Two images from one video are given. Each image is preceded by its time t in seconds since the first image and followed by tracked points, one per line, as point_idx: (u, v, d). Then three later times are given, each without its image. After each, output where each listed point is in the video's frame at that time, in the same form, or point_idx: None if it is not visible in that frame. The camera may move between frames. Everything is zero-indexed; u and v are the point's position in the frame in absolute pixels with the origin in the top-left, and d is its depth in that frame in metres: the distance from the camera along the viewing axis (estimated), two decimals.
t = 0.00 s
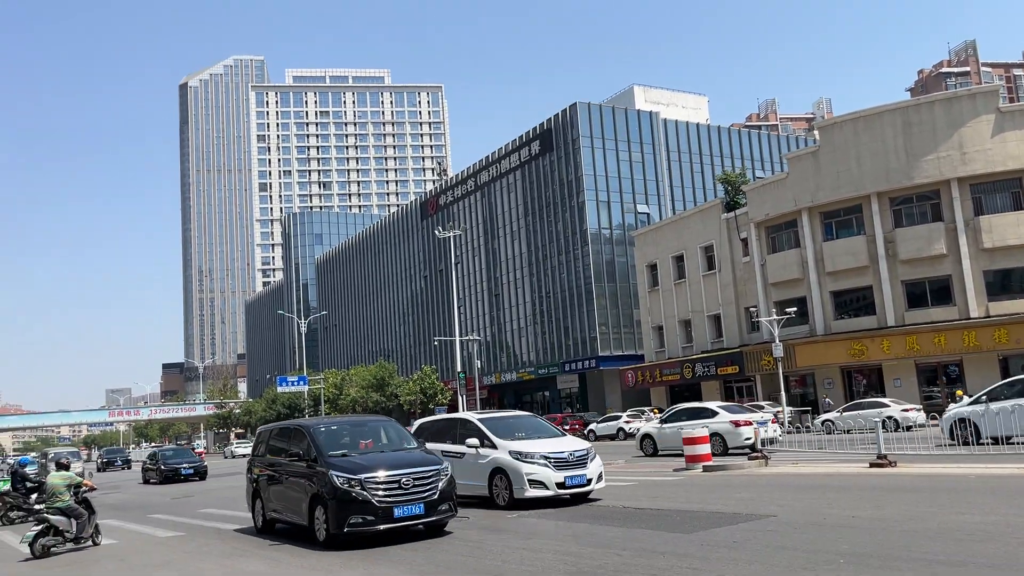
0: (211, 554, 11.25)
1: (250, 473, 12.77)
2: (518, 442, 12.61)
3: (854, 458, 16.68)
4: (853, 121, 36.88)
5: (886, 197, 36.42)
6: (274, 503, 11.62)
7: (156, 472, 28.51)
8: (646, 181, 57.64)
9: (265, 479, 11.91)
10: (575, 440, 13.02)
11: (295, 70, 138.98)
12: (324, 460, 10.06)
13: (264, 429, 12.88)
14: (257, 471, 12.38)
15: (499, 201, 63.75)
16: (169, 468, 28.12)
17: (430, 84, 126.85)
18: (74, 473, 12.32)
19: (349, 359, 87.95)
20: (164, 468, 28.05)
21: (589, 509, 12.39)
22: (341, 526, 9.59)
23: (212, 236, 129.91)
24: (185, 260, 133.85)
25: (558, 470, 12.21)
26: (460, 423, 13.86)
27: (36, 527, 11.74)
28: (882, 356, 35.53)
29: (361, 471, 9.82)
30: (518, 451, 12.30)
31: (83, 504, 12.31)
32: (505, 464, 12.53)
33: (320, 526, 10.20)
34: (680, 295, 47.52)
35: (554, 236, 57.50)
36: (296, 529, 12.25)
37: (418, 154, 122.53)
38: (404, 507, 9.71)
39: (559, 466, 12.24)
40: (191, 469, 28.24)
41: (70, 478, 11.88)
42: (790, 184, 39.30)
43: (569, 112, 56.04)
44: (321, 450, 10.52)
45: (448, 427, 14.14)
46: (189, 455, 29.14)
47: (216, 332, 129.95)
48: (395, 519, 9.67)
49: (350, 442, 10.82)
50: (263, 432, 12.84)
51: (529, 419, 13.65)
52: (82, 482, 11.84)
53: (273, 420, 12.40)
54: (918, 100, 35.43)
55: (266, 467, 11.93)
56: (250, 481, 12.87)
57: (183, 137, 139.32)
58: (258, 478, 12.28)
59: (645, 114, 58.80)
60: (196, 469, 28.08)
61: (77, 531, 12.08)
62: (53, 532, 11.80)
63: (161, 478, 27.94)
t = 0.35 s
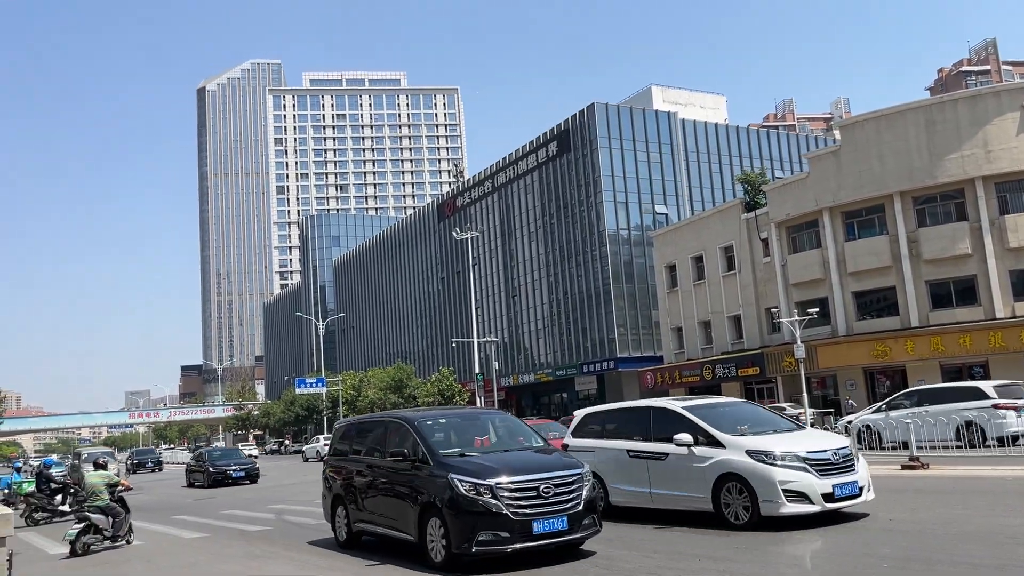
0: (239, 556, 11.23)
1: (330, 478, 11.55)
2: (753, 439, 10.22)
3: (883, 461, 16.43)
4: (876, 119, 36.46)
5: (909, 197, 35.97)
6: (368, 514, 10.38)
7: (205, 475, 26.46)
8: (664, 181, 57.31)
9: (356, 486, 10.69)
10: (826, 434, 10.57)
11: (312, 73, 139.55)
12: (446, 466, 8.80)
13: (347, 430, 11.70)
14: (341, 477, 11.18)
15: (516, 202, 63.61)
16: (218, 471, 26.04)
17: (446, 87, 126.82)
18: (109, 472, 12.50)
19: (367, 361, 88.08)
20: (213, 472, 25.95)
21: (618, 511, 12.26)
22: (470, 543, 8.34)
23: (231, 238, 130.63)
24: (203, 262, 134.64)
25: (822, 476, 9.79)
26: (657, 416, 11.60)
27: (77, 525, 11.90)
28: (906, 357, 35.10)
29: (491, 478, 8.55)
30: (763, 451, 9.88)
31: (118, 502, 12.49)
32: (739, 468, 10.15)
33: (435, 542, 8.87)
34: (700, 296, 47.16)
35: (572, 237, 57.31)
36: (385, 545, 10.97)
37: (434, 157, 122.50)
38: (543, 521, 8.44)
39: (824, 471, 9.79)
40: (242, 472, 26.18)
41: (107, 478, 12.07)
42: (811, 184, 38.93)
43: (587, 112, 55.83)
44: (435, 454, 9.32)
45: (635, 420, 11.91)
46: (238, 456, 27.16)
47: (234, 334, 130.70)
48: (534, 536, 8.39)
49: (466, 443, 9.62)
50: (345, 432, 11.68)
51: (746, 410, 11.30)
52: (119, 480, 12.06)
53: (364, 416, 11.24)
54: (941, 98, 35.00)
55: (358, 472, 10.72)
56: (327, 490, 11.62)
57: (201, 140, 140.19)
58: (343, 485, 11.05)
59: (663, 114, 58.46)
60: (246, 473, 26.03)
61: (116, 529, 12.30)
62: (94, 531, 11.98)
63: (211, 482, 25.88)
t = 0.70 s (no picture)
0: (260, 557, 11.25)
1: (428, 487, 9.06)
2: None
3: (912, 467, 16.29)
4: (893, 121, 36.15)
5: (928, 199, 35.63)
6: (494, 536, 7.86)
7: (255, 476, 23.24)
8: (679, 183, 57.14)
9: (472, 496, 8.17)
10: None
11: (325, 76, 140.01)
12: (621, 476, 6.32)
13: (447, 426, 9.18)
14: (446, 487, 8.65)
15: (529, 204, 63.48)
16: (268, 472, 22.85)
17: (458, 89, 126.74)
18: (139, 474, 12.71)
19: (380, 362, 88.25)
20: (263, 473, 22.77)
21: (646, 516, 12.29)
22: None
23: (243, 240, 131.05)
24: (215, 264, 135.15)
25: None
26: (951, 399, 8.38)
27: (109, 524, 12.07)
28: (924, 360, 34.69)
29: (692, 490, 5.97)
30: None
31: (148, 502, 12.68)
32: None
33: (615, 573, 6.31)
34: (715, 298, 46.95)
35: (585, 239, 57.14)
36: (508, 568, 8.57)
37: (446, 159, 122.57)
38: (769, 548, 5.92)
39: None
40: (295, 472, 23.02)
41: (138, 477, 12.28)
42: (827, 186, 38.65)
43: (601, 114, 55.66)
44: (599, 455, 6.74)
45: (893, 414, 8.86)
46: (287, 454, 24.01)
47: (247, 336, 131.12)
48: (757, 570, 5.88)
49: (630, 440, 6.99)
50: (445, 429, 9.17)
51: None
52: (151, 481, 12.26)
53: (472, 408, 8.70)
54: (960, 100, 34.69)
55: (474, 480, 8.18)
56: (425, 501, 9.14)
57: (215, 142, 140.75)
58: (452, 495, 8.51)
59: (677, 116, 58.27)
60: (299, 473, 22.92)
61: (146, 529, 12.46)
62: (126, 529, 12.17)
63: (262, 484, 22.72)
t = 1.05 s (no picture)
0: (264, 559, 11.05)
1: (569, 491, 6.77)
2: None
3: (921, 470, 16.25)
4: (902, 123, 35.91)
5: (936, 202, 35.40)
6: (688, 566, 5.60)
7: (302, 478, 20.81)
8: (685, 186, 57.03)
9: (650, 509, 5.92)
10: None
11: (330, 77, 140.17)
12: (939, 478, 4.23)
13: (594, 415, 6.92)
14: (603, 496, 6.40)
15: (535, 206, 63.39)
16: (320, 475, 20.48)
17: (463, 91, 126.72)
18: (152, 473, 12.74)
19: (384, 363, 88.22)
20: (315, 475, 20.37)
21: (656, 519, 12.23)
22: None
23: (248, 241, 131.05)
24: (220, 265, 135.31)
25: None
26: None
27: (124, 522, 12.13)
28: (931, 365, 34.50)
29: None
30: None
31: (161, 503, 12.75)
32: None
33: None
34: (721, 300, 46.79)
35: (591, 241, 57.04)
36: None
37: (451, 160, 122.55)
38: None
39: None
40: (349, 472, 20.70)
41: (150, 475, 12.37)
42: (834, 188, 38.46)
43: (607, 116, 55.56)
44: (881, 448, 4.59)
45: None
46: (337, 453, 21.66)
47: (251, 336, 131.22)
48: None
49: (902, 429, 4.85)
50: (592, 418, 6.93)
51: None
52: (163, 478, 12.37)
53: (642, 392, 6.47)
54: (970, 103, 34.49)
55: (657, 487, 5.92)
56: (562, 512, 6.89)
57: (221, 143, 140.91)
58: (614, 508, 6.25)
59: (683, 118, 58.17)
60: (356, 472, 20.57)
61: (161, 526, 12.47)
62: (140, 527, 12.18)
63: (313, 487, 20.37)
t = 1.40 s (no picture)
0: (255, 560, 10.91)
1: (813, 513, 4.65)
2: None
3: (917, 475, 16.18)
4: (898, 128, 35.89)
5: (932, 206, 35.37)
6: None
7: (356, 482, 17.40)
8: (681, 189, 56.94)
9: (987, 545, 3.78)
10: None
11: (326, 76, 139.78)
12: None
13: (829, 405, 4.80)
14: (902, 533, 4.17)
15: (531, 207, 63.24)
16: (379, 479, 17.03)
17: (459, 92, 126.58)
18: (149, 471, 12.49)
19: (378, 364, 87.93)
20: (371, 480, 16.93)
21: (651, 522, 12.12)
22: None
23: (241, 239, 130.50)
24: (213, 264, 134.80)
25: None
26: None
27: (122, 521, 11.98)
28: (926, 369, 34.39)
29: None
30: None
31: (159, 500, 12.62)
32: None
33: None
34: (717, 303, 46.68)
35: (586, 242, 56.90)
36: None
37: (447, 161, 122.43)
38: None
39: None
40: (413, 475, 17.30)
41: (149, 474, 12.19)
42: (831, 192, 38.41)
43: (605, 118, 55.46)
44: None
45: None
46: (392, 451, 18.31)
47: (244, 336, 130.64)
48: None
49: None
50: (844, 407, 4.73)
51: None
52: (163, 478, 12.22)
53: (947, 367, 4.25)
54: (966, 107, 34.47)
55: (1013, 519, 3.71)
56: (795, 537, 4.77)
57: (215, 141, 140.40)
58: (906, 540, 4.13)
59: (680, 120, 58.10)
60: (420, 476, 17.19)
61: (158, 526, 12.32)
62: (137, 526, 12.05)
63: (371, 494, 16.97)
